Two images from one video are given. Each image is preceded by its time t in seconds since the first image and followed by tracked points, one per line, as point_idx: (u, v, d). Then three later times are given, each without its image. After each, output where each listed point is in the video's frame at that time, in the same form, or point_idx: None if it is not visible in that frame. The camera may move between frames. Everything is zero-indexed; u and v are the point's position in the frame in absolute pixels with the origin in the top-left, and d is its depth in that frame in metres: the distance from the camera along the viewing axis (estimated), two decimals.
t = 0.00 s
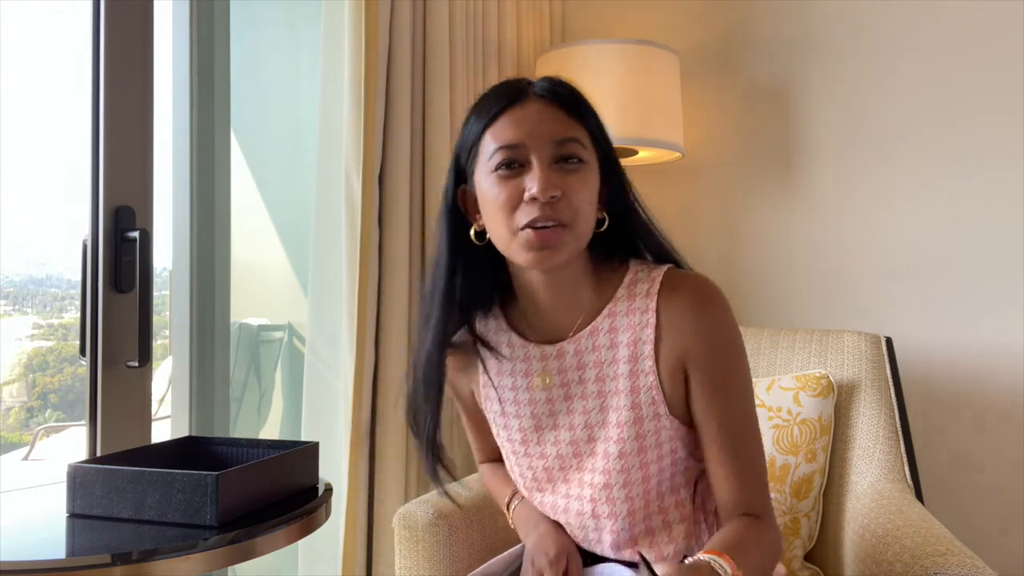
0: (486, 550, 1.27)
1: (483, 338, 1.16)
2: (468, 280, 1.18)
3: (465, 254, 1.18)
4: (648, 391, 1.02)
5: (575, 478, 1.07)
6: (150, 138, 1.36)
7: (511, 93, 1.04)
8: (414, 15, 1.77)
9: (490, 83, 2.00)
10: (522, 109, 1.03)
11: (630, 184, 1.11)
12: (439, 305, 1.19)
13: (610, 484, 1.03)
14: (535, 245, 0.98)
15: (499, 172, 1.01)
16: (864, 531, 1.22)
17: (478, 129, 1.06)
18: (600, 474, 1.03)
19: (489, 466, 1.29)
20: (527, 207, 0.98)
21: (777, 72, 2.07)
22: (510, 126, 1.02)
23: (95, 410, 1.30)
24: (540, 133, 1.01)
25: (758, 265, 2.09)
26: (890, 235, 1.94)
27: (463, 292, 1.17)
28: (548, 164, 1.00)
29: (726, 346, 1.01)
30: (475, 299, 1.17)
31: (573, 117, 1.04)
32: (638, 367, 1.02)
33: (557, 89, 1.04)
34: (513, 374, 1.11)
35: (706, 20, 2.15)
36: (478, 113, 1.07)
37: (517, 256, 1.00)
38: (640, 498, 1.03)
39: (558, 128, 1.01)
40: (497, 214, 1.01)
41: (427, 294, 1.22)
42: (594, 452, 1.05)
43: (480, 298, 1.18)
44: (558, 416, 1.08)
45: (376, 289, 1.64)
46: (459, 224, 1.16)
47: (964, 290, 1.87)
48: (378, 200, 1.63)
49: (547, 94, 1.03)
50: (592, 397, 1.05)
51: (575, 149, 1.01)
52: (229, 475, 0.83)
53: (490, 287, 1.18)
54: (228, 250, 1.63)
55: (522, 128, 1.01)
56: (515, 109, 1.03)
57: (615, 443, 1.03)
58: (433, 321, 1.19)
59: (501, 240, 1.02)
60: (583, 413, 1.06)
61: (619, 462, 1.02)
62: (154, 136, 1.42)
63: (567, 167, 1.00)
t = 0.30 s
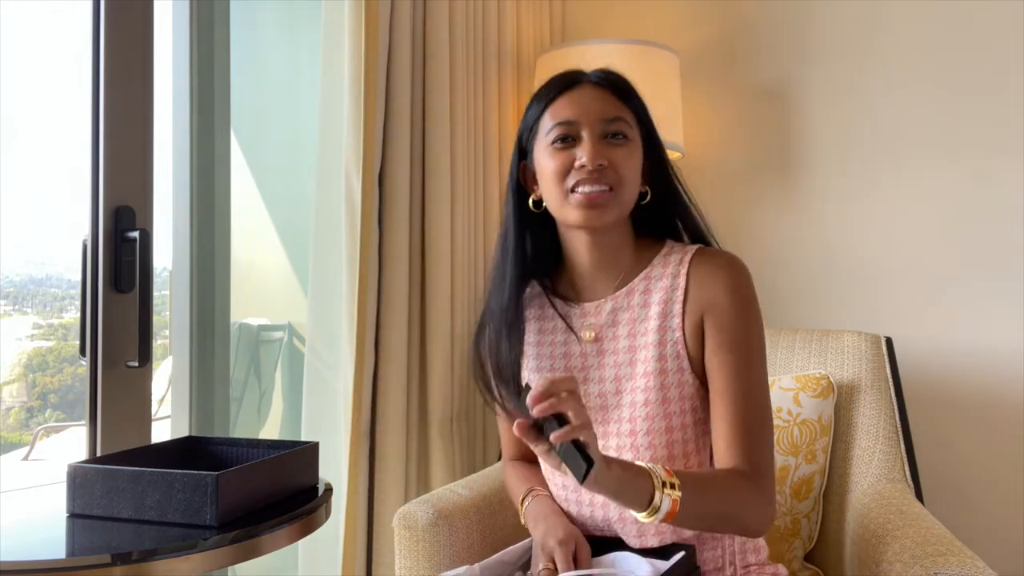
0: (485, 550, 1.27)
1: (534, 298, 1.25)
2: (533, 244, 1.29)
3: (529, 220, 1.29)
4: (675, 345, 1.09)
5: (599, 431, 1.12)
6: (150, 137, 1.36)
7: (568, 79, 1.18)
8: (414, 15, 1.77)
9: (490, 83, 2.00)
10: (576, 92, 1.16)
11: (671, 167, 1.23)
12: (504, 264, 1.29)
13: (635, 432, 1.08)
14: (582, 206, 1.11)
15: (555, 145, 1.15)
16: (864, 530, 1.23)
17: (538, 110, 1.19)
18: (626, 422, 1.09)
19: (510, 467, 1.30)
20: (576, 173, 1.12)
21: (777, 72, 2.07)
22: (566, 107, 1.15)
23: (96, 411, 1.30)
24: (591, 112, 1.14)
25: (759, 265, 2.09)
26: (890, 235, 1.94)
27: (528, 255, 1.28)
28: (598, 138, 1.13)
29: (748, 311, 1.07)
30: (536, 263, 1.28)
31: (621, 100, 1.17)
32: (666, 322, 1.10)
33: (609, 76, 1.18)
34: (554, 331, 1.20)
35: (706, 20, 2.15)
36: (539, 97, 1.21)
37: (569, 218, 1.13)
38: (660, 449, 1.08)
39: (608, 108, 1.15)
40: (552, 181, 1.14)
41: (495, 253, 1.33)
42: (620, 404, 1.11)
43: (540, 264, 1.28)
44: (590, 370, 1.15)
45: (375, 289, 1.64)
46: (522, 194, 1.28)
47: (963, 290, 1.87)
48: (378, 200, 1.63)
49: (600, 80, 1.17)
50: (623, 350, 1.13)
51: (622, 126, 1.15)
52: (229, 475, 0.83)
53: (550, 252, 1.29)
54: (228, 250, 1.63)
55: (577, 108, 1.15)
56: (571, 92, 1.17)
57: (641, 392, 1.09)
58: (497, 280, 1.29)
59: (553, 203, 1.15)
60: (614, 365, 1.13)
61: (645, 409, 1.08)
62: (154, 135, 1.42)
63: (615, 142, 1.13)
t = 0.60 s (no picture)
0: (485, 550, 1.27)
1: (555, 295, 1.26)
2: (553, 243, 1.30)
3: (550, 220, 1.31)
4: (689, 330, 1.12)
5: (614, 410, 1.15)
6: (150, 137, 1.36)
7: (582, 91, 1.21)
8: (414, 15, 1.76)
9: (490, 83, 2.00)
10: (592, 103, 1.18)
11: (682, 172, 1.25)
12: (526, 264, 1.31)
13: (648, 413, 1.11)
14: (601, 211, 1.13)
15: (573, 153, 1.17)
16: (864, 530, 1.23)
17: (556, 121, 1.22)
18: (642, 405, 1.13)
19: (521, 467, 1.30)
20: (593, 179, 1.14)
21: (777, 72, 2.07)
22: (582, 117, 1.18)
23: (96, 411, 1.30)
24: (606, 121, 1.16)
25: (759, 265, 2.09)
26: (890, 235, 1.94)
27: (549, 254, 1.29)
28: (613, 146, 1.15)
29: (758, 302, 1.13)
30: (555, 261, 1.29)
31: (633, 110, 1.19)
32: (680, 309, 1.13)
33: (622, 88, 1.20)
34: (572, 318, 1.22)
35: (706, 20, 2.15)
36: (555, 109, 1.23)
37: (589, 221, 1.15)
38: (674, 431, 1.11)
39: (621, 118, 1.17)
40: (570, 187, 1.16)
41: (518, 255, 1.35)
42: (634, 383, 1.13)
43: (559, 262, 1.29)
44: (606, 354, 1.16)
45: (375, 290, 1.64)
46: (545, 198, 1.31)
47: (963, 290, 1.87)
48: (378, 200, 1.63)
49: (613, 91, 1.19)
50: (639, 334, 1.14)
51: (635, 135, 1.17)
52: (230, 475, 0.83)
53: (570, 253, 1.30)
54: (228, 250, 1.63)
55: (592, 118, 1.17)
56: (587, 104, 1.19)
57: (658, 371, 1.12)
58: (519, 279, 1.31)
59: (572, 207, 1.17)
60: (629, 348, 1.14)
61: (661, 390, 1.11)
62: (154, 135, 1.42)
63: (629, 149, 1.15)
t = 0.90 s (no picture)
0: (485, 550, 1.27)
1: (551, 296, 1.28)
2: (550, 245, 1.31)
3: (548, 222, 1.32)
4: (687, 332, 1.12)
5: (613, 410, 1.15)
6: (150, 137, 1.36)
7: (580, 93, 1.21)
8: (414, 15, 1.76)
9: (490, 83, 2.00)
10: (589, 104, 1.19)
11: (681, 172, 1.25)
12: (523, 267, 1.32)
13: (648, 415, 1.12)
14: (599, 212, 1.14)
15: (571, 154, 1.17)
16: (864, 530, 1.23)
17: (555, 123, 1.22)
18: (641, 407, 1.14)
19: (527, 469, 1.29)
20: (591, 180, 1.14)
21: (777, 72, 2.07)
22: (580, 119, 1.18)
23: (95, 411, 1.30)
24: (604, 123, 1.17)
25: (759, 265, 2.09)
26: (890, 235, 1.94)
27: (545, 256, 1.30)
28: (611, 148, 1.15)
29: (756, 303, 1.13)
30: (551, 264, 1.29)
31: (631, 111, 1.19)
32: (678, 311, 1.13)
33: (620, 88, 1.20)
34: (571, 318, 1.22)
35: (706, 20, 2.15)
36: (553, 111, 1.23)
37: (587, 223, 1.16)
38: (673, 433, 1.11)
39: (619, 119, 1.17)
40: (569, 189, 1.17)
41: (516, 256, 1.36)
42: (633, 385, 1.14)
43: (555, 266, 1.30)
44: (604, 354, 1.17)
45: (375, 290, 1.64)
46: (543, 200, 1.31)
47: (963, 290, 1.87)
48: (378, 199, 1.63)
49: (611, 92, 1.19)
50: (637, 336, 1.15)
51: (632, 136, 1.17)
52: (230, 475, 0.83)
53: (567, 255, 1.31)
54: (228, 250, 1.63)
55: (590, 120, 1.17)
56: (585, 105, 1.19)
57: (656, 374, 1.12)
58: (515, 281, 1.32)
59: (571, 208, 1.18)
60: (627, 350, 1.15)
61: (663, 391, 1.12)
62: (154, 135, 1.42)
63: (626, 150, 1.16)
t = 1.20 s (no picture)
0: (486, 551, 1.27)
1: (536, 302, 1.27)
2: (538, 246, 1.30)
3: (536, 222, 1.30)
4: (676, 337, 1.11)
5: (603, 417, 1.14)
6: (150, 137, 1.36)
7: (567, 87, 1.20)
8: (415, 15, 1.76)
9: (490, 84, 1.99)
10: (576, 99, 1.17)
11: (671, 169, 1.24)
12: (509, 267, 1.31)
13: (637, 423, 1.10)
14: (586, 211, 1.11)
15: (558, 151, 1.15)
16: (864, 530, 1.23)
17: (541, 118, 1.21)
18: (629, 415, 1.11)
19: (520, 469, 1.31)
20: (579, 178, 1.11)
21: (777, 72, 2.07)
22: (567, 114, 1.16)
23: (96, 411, 1.30)
24: (591, 118, 1.15)
25: (759, 265, 2.09)
26: (889, 235, 1.94)
27: (532, 257, 1.29)
28: (597, 144, 1.13)
29: (749, 297, 1.08)
30: (538, 266, 1.29)
31: (620, 106, 1.17)
32: (668, 316, 1.12)
33: (607, 82, 1.19)
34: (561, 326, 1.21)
35: (705, 21, 2.15)
36: (540, 107, 1.22)
37: (575, 222, 1.13)
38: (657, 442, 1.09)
39: (607, 114, 1.15)
40: (557, 187, 1.14)
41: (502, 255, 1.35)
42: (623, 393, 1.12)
43: (542, 267, 1.29)
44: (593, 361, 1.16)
45: (375, 290, 1.64)
46: (530, 198, 1.29)
47: (963, 289, 1.87)
48: (378, 199, 1.63)
49: (598, 87, 1.18)
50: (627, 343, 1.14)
51: (621, 132, 1.15)
52: (230, 475, 0.83)
53: (554, 256, 1.30)
54: (228, 250, 1.63)
55: (577, 115, 1.15)
56: (572, 100, 1.18)
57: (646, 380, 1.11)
58: (502, 282, 1.32)
59: (558, 207, 1.15)
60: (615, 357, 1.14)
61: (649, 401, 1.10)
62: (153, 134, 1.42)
63: (614, 146, 1.13)
